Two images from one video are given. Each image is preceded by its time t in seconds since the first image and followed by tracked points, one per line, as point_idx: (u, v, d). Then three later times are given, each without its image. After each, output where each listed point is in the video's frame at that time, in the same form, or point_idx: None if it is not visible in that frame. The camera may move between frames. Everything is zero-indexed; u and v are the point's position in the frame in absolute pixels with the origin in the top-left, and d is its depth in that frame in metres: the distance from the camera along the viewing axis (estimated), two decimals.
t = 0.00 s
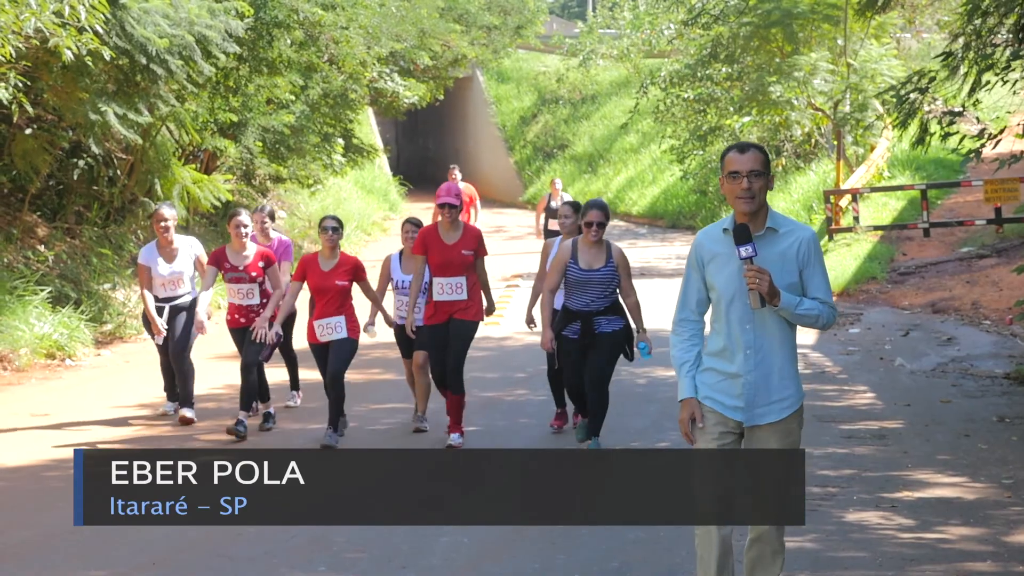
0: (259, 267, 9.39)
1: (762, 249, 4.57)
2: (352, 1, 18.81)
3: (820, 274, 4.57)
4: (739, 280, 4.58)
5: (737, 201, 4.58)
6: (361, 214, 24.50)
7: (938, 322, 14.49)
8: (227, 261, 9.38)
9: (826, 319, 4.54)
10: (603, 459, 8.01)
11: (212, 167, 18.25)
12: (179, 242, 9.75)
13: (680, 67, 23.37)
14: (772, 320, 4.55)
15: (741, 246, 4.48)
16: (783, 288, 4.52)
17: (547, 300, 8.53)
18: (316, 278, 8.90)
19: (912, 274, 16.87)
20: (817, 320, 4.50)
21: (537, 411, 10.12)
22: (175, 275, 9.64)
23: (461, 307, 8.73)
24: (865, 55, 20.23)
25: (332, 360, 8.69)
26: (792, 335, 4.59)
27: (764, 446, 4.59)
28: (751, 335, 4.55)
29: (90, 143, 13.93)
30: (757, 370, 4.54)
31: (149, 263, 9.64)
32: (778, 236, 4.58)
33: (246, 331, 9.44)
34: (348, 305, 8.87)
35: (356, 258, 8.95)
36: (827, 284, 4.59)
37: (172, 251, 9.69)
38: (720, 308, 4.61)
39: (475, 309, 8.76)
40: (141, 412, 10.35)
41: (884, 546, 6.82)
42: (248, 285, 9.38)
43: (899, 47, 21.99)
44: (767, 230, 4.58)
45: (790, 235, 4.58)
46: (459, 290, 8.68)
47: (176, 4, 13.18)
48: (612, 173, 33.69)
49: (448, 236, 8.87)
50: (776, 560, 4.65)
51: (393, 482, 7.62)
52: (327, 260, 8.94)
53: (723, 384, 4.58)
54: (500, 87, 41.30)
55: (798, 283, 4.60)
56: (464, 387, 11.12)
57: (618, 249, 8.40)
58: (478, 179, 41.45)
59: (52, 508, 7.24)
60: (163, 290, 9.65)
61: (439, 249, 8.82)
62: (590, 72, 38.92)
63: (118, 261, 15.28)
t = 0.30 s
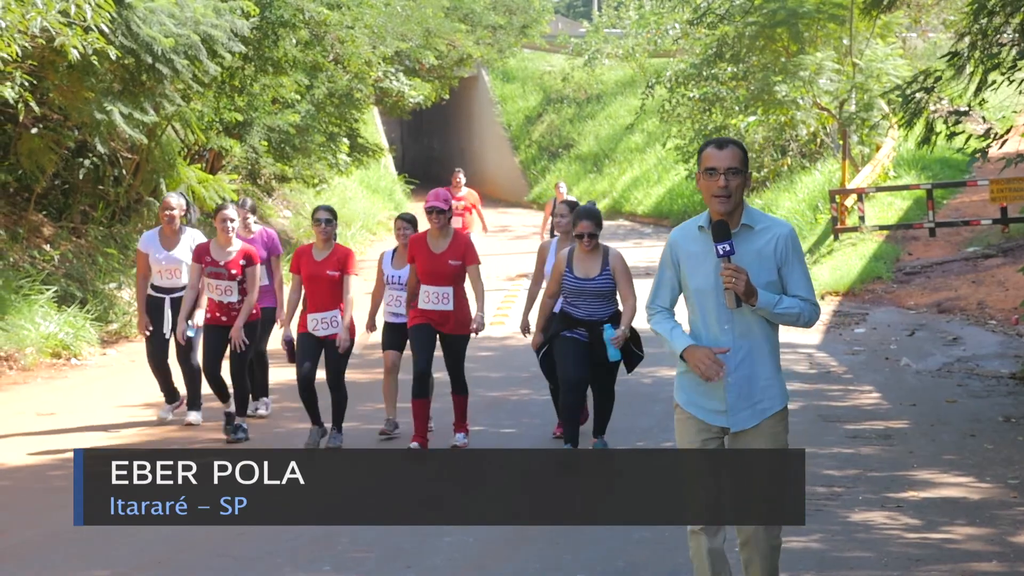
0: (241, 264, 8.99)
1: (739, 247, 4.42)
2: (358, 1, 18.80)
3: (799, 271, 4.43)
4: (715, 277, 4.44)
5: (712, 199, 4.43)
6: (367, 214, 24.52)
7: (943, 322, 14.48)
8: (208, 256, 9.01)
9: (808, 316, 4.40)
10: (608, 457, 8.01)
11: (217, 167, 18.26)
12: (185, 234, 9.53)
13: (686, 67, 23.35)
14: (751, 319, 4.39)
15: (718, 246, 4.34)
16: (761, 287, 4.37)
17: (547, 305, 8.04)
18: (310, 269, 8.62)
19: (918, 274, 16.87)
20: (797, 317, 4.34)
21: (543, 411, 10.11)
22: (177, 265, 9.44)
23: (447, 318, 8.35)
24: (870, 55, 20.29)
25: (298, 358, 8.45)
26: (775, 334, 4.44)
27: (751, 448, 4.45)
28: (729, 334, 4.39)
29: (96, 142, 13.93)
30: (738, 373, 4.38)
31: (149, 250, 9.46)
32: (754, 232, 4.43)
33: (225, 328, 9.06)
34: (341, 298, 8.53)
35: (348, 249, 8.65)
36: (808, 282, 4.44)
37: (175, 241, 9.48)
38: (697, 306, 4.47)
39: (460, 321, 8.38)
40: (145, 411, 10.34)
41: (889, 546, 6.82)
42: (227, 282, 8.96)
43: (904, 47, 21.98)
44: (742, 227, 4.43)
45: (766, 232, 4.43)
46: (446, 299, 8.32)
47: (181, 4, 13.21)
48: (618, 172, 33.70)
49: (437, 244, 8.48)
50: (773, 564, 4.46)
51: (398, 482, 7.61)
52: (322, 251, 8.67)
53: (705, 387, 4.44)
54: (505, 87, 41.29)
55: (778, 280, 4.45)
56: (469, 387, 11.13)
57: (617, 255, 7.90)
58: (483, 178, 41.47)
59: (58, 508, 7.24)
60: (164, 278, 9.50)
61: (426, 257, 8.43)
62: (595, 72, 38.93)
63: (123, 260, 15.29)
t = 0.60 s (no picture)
0: (214, 275, 8.47)
1: (728, 239, 4.37)
2: (365, 0, 18.76)
3: (789, 266, 4.36)
4: (704, 273, 4.39)
5: (701, 188, 4.37)
6: (374, 213, 24.53)
7: (951, 321, 14.45)
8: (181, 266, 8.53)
9: (799, 312, 4.33)
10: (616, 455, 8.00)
11: (224, 166, 18.26)
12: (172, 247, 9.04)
13: (693, 66, 23.33)
14: (741, 315, 4.33)
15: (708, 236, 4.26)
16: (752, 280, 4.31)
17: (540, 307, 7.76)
18: (298, 277, 8.47)
19: (926, 273, 16.84)
20: (789, 312, 4.28)
21: (549, 410, 10.10)
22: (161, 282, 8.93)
23: (436, 309, 8.01)
24: (878, 53, 20.25)
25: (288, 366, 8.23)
26: (765, 332, 4.38)
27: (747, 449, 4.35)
28: (718, 331, 4.34)
29: (104, 141, 13.92)
30: (726, 371, 4.32)
31: (137, 267, 8.99)
32: (743, 226, 4.38)
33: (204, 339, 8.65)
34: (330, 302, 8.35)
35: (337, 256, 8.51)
36: (798, 276, 4.38)
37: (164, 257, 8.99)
38: (683, 304, 4.42)
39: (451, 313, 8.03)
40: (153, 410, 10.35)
41: (897, 546, 6.80)
42: (201, 293, 8.49)
43: (912, 46, 21.93)
44: (731, 220, 4.38)
45: (755, 226, 4.38)
46: (433, 288, 8.00)
47: (188, 3, 13.20)
48: (625, 171, 33.68)
49: (422, 232, 8.14)
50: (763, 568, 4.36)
51: (405, 480, 7.60)
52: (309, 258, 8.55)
53: (694, 387, 4.38)
54: (512, 86, 41.26)
55: (767, 275, 4.39)
56: (477, 387, 11.12)
57: (613, 246, 7.54)
58: (490, 178, 41.45)
59: (65, 506, 7.25)
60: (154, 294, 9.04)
61: (411, 250, 8.10)
62: (603, 71, 38.92)
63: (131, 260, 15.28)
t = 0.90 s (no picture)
0: (200, 265, 8.25)
1: (730, 245, 4.26)
2: None
3: (789, 275, 4.27)
4: (703, 278, 4.27)
5: (705, 189, 4.26)
6: (385, 211, 24.55)
7: (962, 319, 14.44)
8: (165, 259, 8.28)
9: (797, 322, 4.24)
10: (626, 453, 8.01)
11: (234, 164, 18.27)
12: (158, 233, 8.91)
13: (703, 63, 23.31)
14: (739, 323, 4.22)
15: (710, 240, 4.14)
16: (752, 288, 4.22)
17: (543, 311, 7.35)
18: (292, 276, 8.13)
19: (936, 271, 16.81)
20: (787, 322, 4.19)
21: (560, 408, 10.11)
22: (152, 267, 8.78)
23: (435, 321, 7.84)
24: (889, 52, 19.94)
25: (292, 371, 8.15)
26: (764, 340, 4.28)
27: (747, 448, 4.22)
28: (715, 338, 4.23)
29: (114, 139, 13.93)
30: (724, 379, 4.22)
31: (125, 255, 8.83)
32: (744, 232, 4.27)
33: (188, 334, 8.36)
34: (327, 308, 8.10)
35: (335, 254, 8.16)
36: (797, 287, 4.29)
37: (150, 243, 8.87)
38: (680, 311, 4.30)
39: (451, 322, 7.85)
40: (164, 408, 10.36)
41: (908, 544, 6.80)
42: (189, 285, 8.23)
43: (922, 44, 21.90)
44: (733, 225, 4.27)
45: (757, 233, 4.27)
46: (433, 304, 7.81)
47: (199, 1, 13.20)
48: (636, 169, 33.66)
49: (421, 244, 7.98)
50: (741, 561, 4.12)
51: (416, 476, 7.61)
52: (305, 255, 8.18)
53: (690, 394, 4.28)
54: (523, 84, 41.25)
55: (766, 283, 4.29)
56: (486, 385, 11.13)
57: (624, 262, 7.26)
58: (500, 176, 41.45)
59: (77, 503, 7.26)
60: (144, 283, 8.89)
61: (412, 262, 7.94)
62: (613, 69, 38.92)
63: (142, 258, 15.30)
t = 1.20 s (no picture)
0: (193, 274, 8.02)
1: (733, 252, 4.11)
2: None
3: (793, 285, 4.10)
4: (703, 284, 4.11)
5: (710, 198, 4.12)
6: (394, 209, 24.61)
7: (973, 318, 14.41)
8: (158, 266, 8.04)
9: (799, 334, 4.08)
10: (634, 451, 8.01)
11: (245, 163, 18.29)
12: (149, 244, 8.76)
13: (713, 62, 23.28)
14: (739, 333, 4.07)
15: (712, 250, 3.99)
16: (754, 297, 4.06)
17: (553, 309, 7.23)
18: (285, 276, 7.78)
19: (947, 269, 16.78)
20: (790, 333, 4.03)
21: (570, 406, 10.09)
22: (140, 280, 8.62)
23: (434, 317, 7.46)
24: (900, 50, 20.08)
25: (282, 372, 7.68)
26: (764, 350, 4.13)
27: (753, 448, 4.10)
28: (714, 346, 4.08)
29: (125, 139, 13.94)
30: (721, 388, 4.07)
31: (114, 267, 8.68)
32: (749, 238, 4.12)
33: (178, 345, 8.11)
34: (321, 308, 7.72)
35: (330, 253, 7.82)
36: (802, 298, 4.12)
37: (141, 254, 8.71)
38: (681, 318, 4.14)
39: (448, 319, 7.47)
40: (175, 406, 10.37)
41: (918, 542, 6.79)
42: (180, 295, 8.00)
43: (933, 42, 21.86)
44: (737, 232, 4.12)
45: (762, 240, 4.12)
46: (432, 294, 7.44)
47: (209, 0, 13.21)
48: (645, 168, 33.65)
49: (420, 233, 7.56)
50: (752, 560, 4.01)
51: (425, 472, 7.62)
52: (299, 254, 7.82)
53: (685, 400, 4.14)
54: (532, 82, 41.24)
55: (769, 293, 4.13)
56: (496, 383, 11.12)
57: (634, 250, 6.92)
58: (511, 174, 41.46)
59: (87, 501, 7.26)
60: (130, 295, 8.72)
61: (410, 253, 7.53)
62: (623, 67, 38.91)
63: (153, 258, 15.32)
